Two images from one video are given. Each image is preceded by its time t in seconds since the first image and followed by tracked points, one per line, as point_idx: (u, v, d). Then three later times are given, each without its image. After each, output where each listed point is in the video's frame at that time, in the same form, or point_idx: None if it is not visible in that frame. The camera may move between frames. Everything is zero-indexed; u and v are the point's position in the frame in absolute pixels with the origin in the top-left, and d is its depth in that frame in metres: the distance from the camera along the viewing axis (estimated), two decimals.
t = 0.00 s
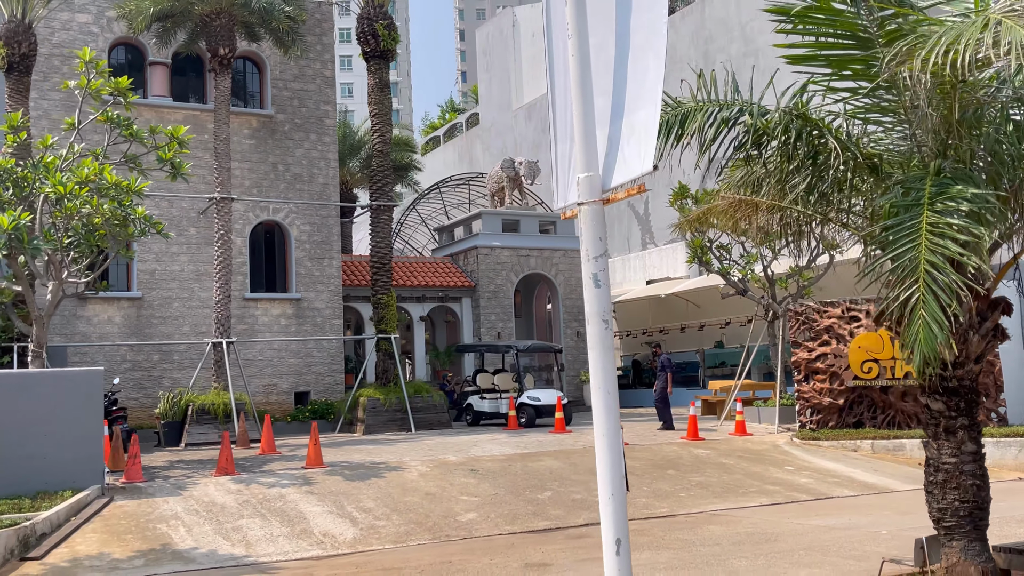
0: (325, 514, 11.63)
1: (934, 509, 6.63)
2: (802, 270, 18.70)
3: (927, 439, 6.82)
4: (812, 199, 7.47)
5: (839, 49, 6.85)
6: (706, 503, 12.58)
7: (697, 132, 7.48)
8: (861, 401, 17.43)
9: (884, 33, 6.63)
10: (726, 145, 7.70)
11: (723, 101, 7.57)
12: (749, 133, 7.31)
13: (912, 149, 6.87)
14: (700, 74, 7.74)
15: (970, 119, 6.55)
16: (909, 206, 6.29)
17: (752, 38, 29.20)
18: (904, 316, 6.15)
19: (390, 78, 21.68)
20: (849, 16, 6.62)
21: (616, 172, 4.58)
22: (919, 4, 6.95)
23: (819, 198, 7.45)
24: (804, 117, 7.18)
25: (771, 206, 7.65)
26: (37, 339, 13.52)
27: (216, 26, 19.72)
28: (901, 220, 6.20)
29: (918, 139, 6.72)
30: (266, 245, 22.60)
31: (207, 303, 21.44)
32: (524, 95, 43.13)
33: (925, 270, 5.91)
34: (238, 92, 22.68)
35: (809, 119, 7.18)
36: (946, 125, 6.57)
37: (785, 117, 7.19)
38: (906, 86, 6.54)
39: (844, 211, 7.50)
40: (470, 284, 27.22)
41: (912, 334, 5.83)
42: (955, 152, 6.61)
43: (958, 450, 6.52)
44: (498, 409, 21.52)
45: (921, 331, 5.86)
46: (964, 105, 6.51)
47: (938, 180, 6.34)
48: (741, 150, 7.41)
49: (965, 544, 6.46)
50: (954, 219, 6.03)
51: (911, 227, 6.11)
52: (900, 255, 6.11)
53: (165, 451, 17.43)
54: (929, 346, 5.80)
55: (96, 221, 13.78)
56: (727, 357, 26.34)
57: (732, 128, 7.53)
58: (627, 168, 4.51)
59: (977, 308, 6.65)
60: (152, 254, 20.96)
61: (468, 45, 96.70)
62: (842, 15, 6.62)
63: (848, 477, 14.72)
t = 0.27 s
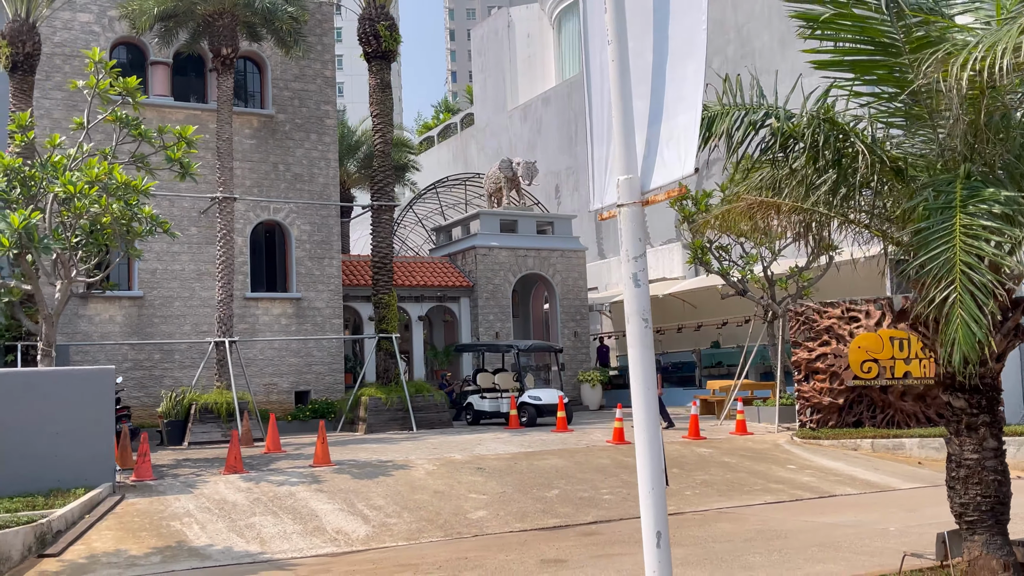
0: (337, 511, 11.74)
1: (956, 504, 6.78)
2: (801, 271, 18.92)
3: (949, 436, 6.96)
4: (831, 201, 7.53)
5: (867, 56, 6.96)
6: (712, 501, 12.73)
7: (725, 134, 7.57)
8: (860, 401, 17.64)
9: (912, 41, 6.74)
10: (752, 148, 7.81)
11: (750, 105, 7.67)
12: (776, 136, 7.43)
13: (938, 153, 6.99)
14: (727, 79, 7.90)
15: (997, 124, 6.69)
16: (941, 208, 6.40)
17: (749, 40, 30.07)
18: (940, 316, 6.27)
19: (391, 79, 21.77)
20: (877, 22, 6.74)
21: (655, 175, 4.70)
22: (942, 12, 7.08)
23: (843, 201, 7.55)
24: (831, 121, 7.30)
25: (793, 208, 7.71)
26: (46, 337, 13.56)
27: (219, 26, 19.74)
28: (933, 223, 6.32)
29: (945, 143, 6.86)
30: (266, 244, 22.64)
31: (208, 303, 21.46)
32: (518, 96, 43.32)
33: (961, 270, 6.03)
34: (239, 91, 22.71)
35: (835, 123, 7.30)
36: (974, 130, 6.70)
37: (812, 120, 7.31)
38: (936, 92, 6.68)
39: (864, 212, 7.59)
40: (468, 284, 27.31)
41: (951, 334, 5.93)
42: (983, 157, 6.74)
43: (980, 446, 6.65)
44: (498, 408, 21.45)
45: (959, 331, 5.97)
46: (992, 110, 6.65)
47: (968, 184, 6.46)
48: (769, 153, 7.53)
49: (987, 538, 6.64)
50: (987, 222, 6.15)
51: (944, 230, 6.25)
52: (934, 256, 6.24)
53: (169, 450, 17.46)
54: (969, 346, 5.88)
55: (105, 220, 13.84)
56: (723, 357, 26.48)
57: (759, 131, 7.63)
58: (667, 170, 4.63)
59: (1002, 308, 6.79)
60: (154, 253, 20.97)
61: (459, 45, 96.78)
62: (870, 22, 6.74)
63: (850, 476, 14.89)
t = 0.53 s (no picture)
0: (348, 510, 11.85)
1: (975, 501, 6.97)
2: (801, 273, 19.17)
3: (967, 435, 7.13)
4: (854, 205, 7.72)
5: (893, 64, 7.11)
6: (718, 500, 12.89)
7: (751, 139, 7.68)
8: (859, 401, 17.85)
9: (937, 49, 6.91)
10: (775, 153, 7.93)
11: (773, 111, 7.78)
12: (801, 141, 7.56)
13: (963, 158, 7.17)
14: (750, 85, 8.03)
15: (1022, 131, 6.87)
16: (971, 214, 6.55)
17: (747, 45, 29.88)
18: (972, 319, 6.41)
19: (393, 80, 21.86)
20: (901, 31, 6.87)
21: (691, 179, 4.80)
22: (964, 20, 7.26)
23: (865, 205, 7.72)
24: (856, 128, 7.42)
25: (813, 212, 7.92)
26: (55, 336, 13.62)
27: (222, 27, 19.78)
28: (963, 229, 6.47)
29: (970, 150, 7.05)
30: (267, 245, 22.70)
31: (210, 303, 21.50)
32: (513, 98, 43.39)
33: (993, 274, 6.18)
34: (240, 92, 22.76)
35: (860, 129, 7.44)
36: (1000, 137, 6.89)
37: (837, 126, 7.44)
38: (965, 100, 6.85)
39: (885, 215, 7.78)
40: (467, 285, 27.42)
41: (987, 335, 6.05)
42: (1008, 163, 6.92)
43: (999, 445, 6.84)
44: (499, 408, 21.61)
45: (995, 332, 6.10)
46: (1016, 119, 6.80)
47: (996, 189, 6.62)
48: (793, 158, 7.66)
49: (1006, 534, 6.81)
50: (1019, 226, 6.30)
51: (974, 235, 6.38)
52: (965, 261, 6.38)
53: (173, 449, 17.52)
54: (1005, 347, 6.01)
55: (114, 220, 13.90)
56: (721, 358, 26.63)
57: (783, 137, 7.75)
58: (703, 175, 4.73)
59: None
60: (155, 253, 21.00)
61: (449, 45, 96.88)
62: (895, 31, 6.89)
63: (851, 475, 15.09)
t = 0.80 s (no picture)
0: (361, 508, 11.97)
1: (996, 497, 7.17)
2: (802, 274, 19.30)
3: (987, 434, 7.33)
4: (874, 208, 7.84)
5: (916, 72, 7.29)
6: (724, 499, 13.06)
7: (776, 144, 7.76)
8: (859, 401, 18.06)
9: (963, 57, 7.13)
10: (797, 157, 8.04)
11: (798, 116, 7.89)
12: (827, 146, 7.66)
13: (985, 165, 7.41)
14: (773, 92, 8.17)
15: None
16: (999, 219, 6.74)
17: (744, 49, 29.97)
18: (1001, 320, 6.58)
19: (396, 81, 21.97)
20: (926, 39, 7.06)
21: (727, 183, 4.93)
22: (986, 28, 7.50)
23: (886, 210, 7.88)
24: (882, 134, 7.54)
25: (834, 214, 8.06)
26: (66, 336, 13.70)
27: (226, 28, 19.85)
28: (992, 233, 6.64)
29: (993, 158, 7.28)
30: (270, 245, 22.77)
31: (213, 303, 21.55)
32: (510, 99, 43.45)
33: None
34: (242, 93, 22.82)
35: (885, 135, 7.57)
36: None
37: (862, 132, 7.57)
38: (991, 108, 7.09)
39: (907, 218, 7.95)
40: (467, 285, 27.53)
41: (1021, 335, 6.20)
42: None
43: (1019, 442, 7.03)
44: (501, 408, 21.75)
45: None
46: None
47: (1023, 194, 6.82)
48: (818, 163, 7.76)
49: None
50: None
51: (1004, 240, 6.55)
52: (996, 264, 6.55)
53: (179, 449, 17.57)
54: None
55: (125, 220, 13.97)
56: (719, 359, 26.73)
57: (808, 143, 7.85)
58: (739, 180, 4.85)
59: None
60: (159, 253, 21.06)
61: (440, 46, 96.96)
62: (921, 40, 7.08)
63: (853, 474, 15.28)
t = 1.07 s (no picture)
0: (375, 507, 12.11)
1: (1015, 494, 7.38)
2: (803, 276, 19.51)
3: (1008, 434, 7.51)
4: (896, 214, 8.02)
5: (936, 79, 7.52)
6: (732, 498, 13.23)
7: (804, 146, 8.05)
8: (861, 402, 18.27)
9: (985, 66, 7.36)
10: (822, 161, 8.29)
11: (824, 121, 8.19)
12: (851, 150, 7.90)
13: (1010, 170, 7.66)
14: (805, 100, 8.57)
15: None
16: None
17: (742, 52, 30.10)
18: None
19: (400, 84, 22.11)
20: (949, 49, 7.37)
21: (762, 189, 5.09)
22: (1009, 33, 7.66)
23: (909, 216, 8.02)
24: (906, 139, 7.77)
25: (856, 219, 8.19)
26: (80, 336, 13.81)
27: (233, 31, 19.97)
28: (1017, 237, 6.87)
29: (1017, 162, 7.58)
30: (274, 245, 22.89)
31: (218, 303, 21.63)
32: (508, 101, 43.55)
33: None
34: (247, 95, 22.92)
35: (909, 141, 7.78)
36: None
37: (887, 137, 7.80)
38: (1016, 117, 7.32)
39: (927, 222, 8.08)
40: (468, 286, 27.65)
41: None
42: None
43: None
44: (504, 408, 21.78)
45: None
46: None
47: None
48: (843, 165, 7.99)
49: None
50: None
51: None
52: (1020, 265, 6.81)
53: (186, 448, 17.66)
54: None
55: (138, 222, 14.07)
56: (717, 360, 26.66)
57: (832, 147, 8.13)
58: (774, 185, 5.02)
59: None
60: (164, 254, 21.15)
61: (433, 48, 97.04)
62: (943, 50, 7.38)
63: (857, 474, 15.46)
